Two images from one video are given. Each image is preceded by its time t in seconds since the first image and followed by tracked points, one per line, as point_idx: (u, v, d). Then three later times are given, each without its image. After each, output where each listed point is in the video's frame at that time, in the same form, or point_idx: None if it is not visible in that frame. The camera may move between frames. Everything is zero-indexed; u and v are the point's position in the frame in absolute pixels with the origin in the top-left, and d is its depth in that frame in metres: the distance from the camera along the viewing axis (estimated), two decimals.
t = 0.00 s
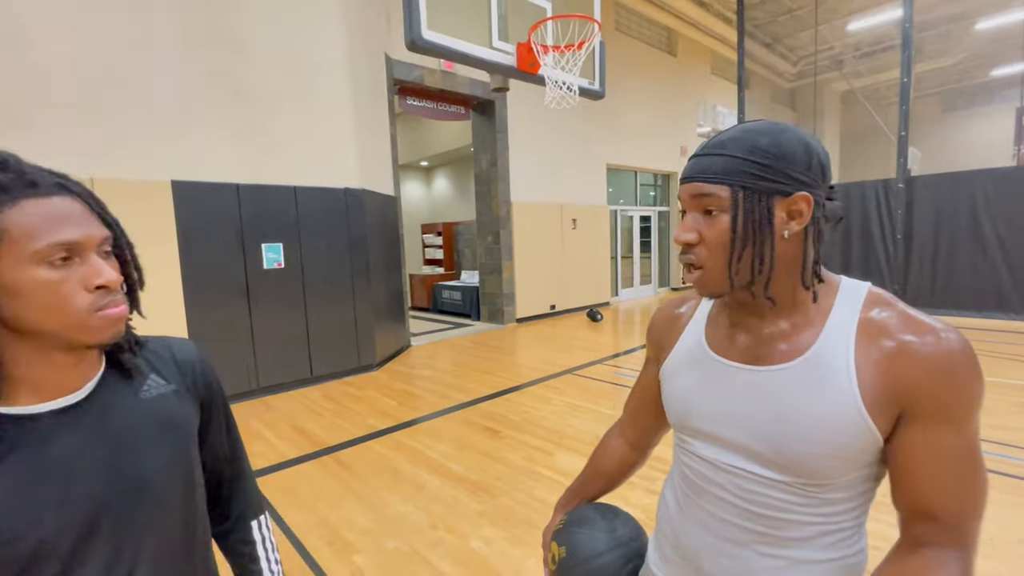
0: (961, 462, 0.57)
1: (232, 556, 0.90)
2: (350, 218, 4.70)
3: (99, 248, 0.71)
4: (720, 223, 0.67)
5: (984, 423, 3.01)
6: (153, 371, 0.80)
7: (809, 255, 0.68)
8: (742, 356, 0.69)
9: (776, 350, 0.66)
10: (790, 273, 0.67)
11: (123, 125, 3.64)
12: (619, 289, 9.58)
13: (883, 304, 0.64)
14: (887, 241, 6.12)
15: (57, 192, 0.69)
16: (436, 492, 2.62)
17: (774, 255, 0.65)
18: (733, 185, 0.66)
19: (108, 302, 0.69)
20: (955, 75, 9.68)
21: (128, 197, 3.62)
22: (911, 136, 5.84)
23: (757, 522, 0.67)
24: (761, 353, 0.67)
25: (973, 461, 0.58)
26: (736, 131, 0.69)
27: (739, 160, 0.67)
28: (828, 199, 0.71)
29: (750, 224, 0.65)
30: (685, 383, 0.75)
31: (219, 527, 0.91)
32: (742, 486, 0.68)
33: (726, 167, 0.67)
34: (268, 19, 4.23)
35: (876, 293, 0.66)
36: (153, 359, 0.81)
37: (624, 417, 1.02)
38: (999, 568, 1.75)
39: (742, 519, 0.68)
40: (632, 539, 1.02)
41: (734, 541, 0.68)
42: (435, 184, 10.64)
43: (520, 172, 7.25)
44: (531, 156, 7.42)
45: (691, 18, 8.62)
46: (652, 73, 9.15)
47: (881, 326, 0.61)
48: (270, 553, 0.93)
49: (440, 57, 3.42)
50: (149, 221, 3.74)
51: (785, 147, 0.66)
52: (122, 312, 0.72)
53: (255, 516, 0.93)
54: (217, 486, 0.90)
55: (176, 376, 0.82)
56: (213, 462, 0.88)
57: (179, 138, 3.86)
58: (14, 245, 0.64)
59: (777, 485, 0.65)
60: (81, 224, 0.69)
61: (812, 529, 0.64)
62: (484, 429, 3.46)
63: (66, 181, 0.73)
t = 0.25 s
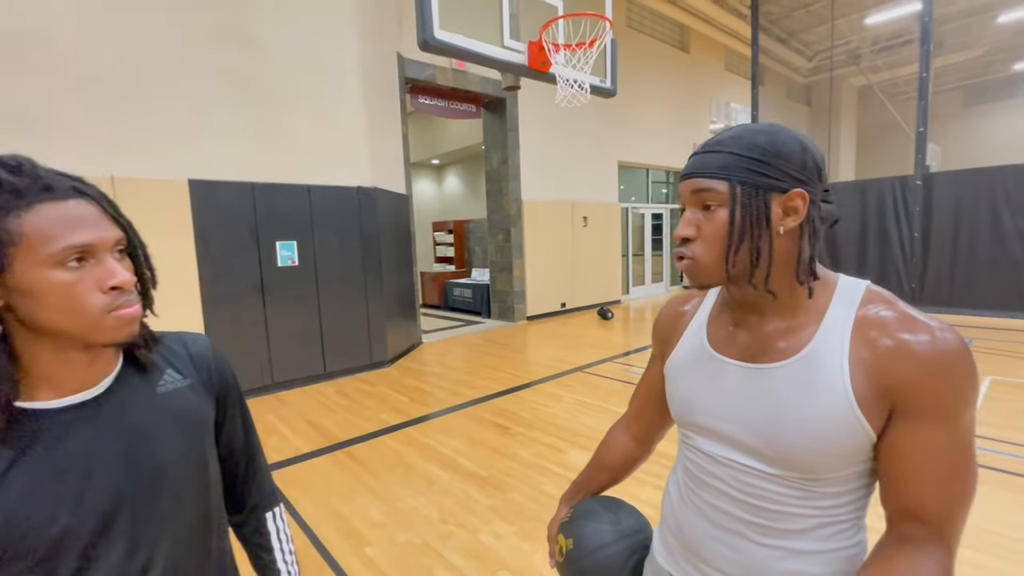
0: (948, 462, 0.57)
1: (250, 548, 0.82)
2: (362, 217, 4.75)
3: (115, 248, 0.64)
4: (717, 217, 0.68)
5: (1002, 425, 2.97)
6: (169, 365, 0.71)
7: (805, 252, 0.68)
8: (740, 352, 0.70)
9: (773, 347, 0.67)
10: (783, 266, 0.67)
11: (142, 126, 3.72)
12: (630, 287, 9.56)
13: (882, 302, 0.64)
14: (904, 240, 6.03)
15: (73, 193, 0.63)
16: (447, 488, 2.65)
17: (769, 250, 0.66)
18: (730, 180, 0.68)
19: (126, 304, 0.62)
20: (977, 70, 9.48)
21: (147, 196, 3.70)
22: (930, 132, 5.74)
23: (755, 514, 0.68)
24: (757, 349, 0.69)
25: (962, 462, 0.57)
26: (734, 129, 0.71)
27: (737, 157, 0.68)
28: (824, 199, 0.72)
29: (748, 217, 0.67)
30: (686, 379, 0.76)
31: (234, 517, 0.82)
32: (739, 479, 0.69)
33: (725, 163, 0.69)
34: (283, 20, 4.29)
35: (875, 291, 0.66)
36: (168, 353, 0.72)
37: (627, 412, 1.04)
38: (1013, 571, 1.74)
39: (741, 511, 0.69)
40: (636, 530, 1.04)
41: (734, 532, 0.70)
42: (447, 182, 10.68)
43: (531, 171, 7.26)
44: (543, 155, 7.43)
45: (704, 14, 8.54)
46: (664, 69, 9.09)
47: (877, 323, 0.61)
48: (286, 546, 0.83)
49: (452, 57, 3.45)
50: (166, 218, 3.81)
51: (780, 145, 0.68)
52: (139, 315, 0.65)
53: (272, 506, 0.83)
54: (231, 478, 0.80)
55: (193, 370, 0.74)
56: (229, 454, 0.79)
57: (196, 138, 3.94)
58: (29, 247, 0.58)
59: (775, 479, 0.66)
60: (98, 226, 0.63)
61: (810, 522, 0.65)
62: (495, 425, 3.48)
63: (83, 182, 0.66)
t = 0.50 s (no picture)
0: (947, 444, 0.59)
1: (273, 534, 0.84)
2: (373, 214, 4.80)
3: (147, 245, 0.66)
4: (709, 210, 0.70)
5: (1015, 425, 2.95)
6: (197, 355, 0.73)
7: (793, 246, 0.70)
8: (734, 346, 0.72)
9: (764, 339, 0.69)
10: (772, 259, 0.69)
11: (158, 126, 3.81)
12: (640, 285, 9.54)
13: (869, 295, 0.67)
14: (918, 237, 5.95)
15: (108, 193, 0.65)
16: (457, 481, 2.70)
17: (758, 243, 0.68)
18: (721, 175, 0.70)
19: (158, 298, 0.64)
20: (995, 64, 9.31)
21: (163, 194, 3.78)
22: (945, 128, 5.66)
23: (750, 499, 0.70)
24: (749, 342, 0.71)
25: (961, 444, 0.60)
26: (727, 129, 0.74)
27: (729, 154, 0.71)
28: (814, 197, 0.75)
29: (740, 210, 0.69)
30: (683, 372, 0.78)
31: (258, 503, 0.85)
32: (735, 467, 0.71)
33: (717, 160, 0.71)
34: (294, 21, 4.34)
35: (861, 285, 0.69)
36: (195, 345, 0.74)
37: (629, 405, 1.07)
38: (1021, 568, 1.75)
39: (735, 497, 0.71)
40: (638, 517, 1.07)
41: (729, 518, 0.72)
42: (456, 180, 10.73)
43: (540, 168, 7.27)
44: (552, 152, 7.43)
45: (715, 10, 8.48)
46: (675, 66, 9.04)
47: (867, 314, 0.64)
48: (306, 532, 0.86)
49: (461, 56, 3.46)
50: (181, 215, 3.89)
51: (770, 143, 0.70)
52: (169, 308, 0.67)
53: (293, 493, 0.86)
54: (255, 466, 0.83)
55: (221, 363, 0.76)
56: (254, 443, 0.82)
57: (209, 138, 4.02)
58: (69, 243, 0.60)
59: (768, 466, 0.67)
60: (133, 224, 0.65)
61: (802, 507, 0.67)
62: (504, 421, 3.52)
63: (118, 183, 0.68)
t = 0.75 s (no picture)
0: (923, 429, 0.62)
1: (291, 520, 0.87)
2: (382, 212, 4.84)
3: (180, 242, 0.67)
4: (718, 198, 0.72)
5: None
6: (221, 347, 0.74)
7: (793, 242, 0.73)
8: (731, 336, 0.74)
9: (760, 330, 0.71)
10: (773, 253, 0.72)
11: (172, 127, 3.89)
12: (648, 282, 9.53)
13: (859, 286, 0.68)
14: (930, 234, 5.90)
15: (144, 192, 0.66)
16: (466, 475, 2.73)
17: (762, 235, 0.71)
18: (734, 166, 0.72)
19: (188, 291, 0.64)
20: (1011, 58, 9.18)
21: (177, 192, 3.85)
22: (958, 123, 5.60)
23: (746, 486, 0.71)
24: (745, 332, 0.73)
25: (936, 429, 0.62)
26: (745, 122, 0.75)
27: (743, 145, 0.73)
28: (816, 198, 0.77)
29: (748, 202, 0.71)
30: (681, 363, 0.79)
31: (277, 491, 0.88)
32: (732, 455, 0.73)
33: (732, 150, 0.73)
34: (304, 20, 4.38)
35: (852, 276, 0.70)
36: (219, 335, 0.75)
37: (626, 400, 1.07)
38: None
39: (732, 484, 0.73)
40: (640, 509, 1.08)
41: (727, 505, 0.73)
42: (464, 178, 10.76)
43: (548, 166, 7.29)
44: (560, 150, 7.44)
45: (725, 5, 8.43)
46: (684, 62, 9.00)
47: (857, 305, 0.66)
48: (323, 519, 0.89)
49: (470, 54, 3.49)
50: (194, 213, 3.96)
51: (784, 140, 0.72)
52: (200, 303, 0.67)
53: (311, 481, 0.88)
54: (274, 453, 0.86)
55: (244, 352, 0.77)
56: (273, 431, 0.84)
57: (222, 137, 4.08)
58: (107, 238, 0.61)
59: (764, 453, 0.69)
60: (167, 221, 0.65)
61: (797, 493, 0.68)
62: (512, 417, 3.55)
63: (155, 185, 0.70)
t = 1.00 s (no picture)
0: (913, 426, 0.63)
1: (308, 506, 0.90)
2: (390, 210, 4.87)
3: (207, 237, 0.68)
4: (731, 195, 0.73)
5: None
6: (243, 337, 0.76)
7: (802, 237, 0.75)
8: (735, 329, 0.76)
9: (766, 322, 0.72)
10: (785, 250, 0.74)
11: (184, 126, 3.93)
12: (654, 280, 9.52)
13: (860, 280, 0.70)
14: (941, 231, 5.85)
15: (174, 189, 0.68)
16: (474, 470, 2.76)
17: (774, 231, 0.72)
18: (746, 163, 0.73)
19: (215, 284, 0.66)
20: None
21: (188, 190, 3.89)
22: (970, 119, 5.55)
23: (748, 474, 0.73)
24: (750, 325, 0.74)
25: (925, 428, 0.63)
26: (753, 119, 0.76)
27: (755, 143, 0.74)
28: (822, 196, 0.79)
29: (762, 200, 0.73)
30: (685, 355, 0.81)
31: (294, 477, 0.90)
32: (735, 443, 0.74)
33: (743, 148, 0.74)
34: (313, 19, 4.41)
35: (853, 270, 0.72)
36: (242, 328, 0.77)
37: (628, 394, 1.04)
38: None
39: (737, 472, 0.74)
40: (643, 502, 1.04)
41: (730, 492, 0.75)
42: (471, 176, 10.78)
43: (555, 164, 7.29)
44: (567, 147, 7.44)
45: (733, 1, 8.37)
46: (691, 58, 8.95)
47: (857, 299, 0.67)
48: (339, 504, 0.92)
49: (479, 52, 3.50)
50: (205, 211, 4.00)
51: (793, 138, 0.74)
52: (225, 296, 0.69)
53: (328, 468, 0.91)
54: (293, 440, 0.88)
55: (264, 343, 0.79)
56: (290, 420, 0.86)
57: (233, 136, 4.12)
58: (139, 233, 0.63)
59: (769, 441, 0.71)
60: (195, 217, 0.67)
61: (798, 480, 0.70)
62: (519, 413, 3.57)
63: (184, 182, 0.71)
